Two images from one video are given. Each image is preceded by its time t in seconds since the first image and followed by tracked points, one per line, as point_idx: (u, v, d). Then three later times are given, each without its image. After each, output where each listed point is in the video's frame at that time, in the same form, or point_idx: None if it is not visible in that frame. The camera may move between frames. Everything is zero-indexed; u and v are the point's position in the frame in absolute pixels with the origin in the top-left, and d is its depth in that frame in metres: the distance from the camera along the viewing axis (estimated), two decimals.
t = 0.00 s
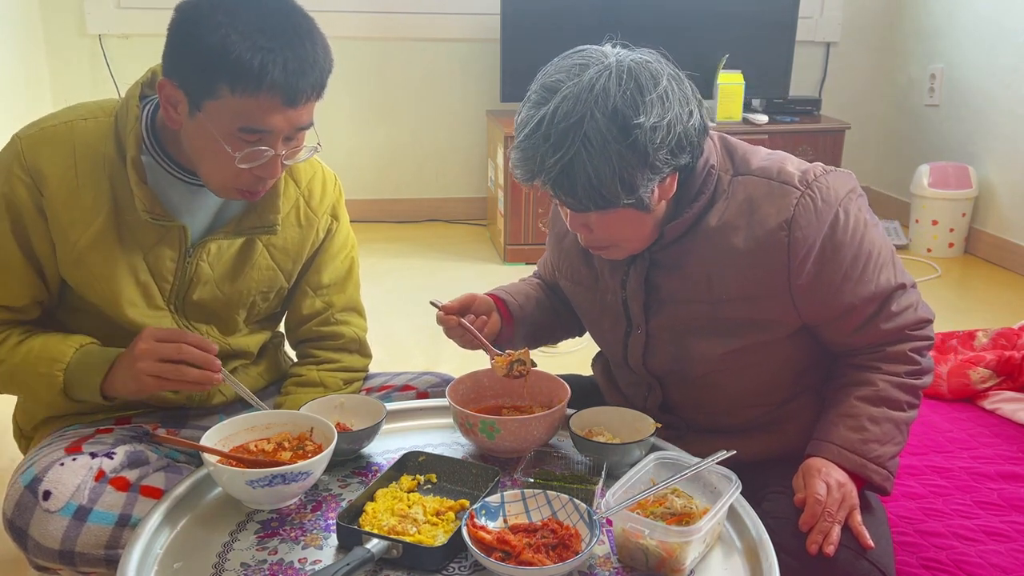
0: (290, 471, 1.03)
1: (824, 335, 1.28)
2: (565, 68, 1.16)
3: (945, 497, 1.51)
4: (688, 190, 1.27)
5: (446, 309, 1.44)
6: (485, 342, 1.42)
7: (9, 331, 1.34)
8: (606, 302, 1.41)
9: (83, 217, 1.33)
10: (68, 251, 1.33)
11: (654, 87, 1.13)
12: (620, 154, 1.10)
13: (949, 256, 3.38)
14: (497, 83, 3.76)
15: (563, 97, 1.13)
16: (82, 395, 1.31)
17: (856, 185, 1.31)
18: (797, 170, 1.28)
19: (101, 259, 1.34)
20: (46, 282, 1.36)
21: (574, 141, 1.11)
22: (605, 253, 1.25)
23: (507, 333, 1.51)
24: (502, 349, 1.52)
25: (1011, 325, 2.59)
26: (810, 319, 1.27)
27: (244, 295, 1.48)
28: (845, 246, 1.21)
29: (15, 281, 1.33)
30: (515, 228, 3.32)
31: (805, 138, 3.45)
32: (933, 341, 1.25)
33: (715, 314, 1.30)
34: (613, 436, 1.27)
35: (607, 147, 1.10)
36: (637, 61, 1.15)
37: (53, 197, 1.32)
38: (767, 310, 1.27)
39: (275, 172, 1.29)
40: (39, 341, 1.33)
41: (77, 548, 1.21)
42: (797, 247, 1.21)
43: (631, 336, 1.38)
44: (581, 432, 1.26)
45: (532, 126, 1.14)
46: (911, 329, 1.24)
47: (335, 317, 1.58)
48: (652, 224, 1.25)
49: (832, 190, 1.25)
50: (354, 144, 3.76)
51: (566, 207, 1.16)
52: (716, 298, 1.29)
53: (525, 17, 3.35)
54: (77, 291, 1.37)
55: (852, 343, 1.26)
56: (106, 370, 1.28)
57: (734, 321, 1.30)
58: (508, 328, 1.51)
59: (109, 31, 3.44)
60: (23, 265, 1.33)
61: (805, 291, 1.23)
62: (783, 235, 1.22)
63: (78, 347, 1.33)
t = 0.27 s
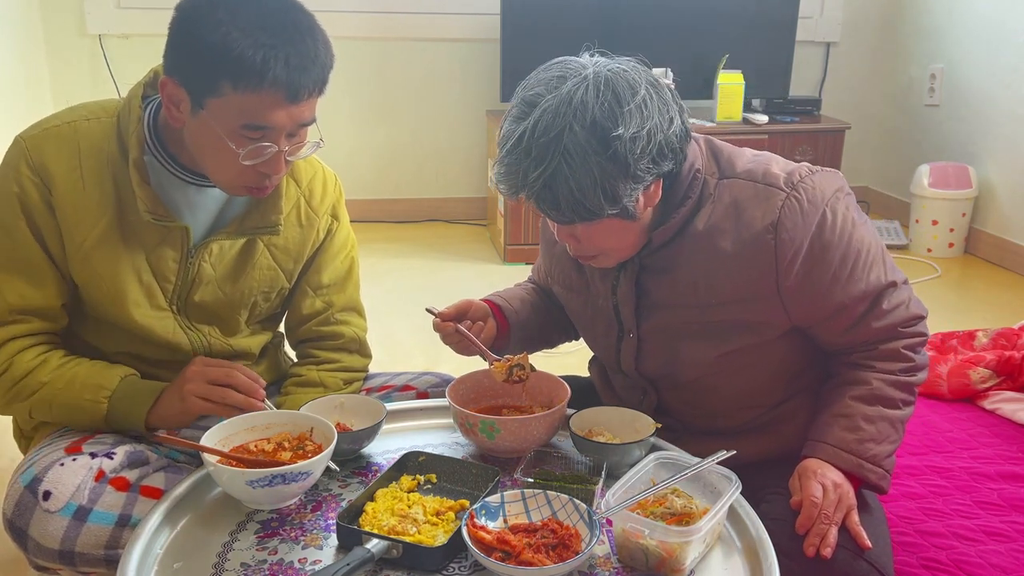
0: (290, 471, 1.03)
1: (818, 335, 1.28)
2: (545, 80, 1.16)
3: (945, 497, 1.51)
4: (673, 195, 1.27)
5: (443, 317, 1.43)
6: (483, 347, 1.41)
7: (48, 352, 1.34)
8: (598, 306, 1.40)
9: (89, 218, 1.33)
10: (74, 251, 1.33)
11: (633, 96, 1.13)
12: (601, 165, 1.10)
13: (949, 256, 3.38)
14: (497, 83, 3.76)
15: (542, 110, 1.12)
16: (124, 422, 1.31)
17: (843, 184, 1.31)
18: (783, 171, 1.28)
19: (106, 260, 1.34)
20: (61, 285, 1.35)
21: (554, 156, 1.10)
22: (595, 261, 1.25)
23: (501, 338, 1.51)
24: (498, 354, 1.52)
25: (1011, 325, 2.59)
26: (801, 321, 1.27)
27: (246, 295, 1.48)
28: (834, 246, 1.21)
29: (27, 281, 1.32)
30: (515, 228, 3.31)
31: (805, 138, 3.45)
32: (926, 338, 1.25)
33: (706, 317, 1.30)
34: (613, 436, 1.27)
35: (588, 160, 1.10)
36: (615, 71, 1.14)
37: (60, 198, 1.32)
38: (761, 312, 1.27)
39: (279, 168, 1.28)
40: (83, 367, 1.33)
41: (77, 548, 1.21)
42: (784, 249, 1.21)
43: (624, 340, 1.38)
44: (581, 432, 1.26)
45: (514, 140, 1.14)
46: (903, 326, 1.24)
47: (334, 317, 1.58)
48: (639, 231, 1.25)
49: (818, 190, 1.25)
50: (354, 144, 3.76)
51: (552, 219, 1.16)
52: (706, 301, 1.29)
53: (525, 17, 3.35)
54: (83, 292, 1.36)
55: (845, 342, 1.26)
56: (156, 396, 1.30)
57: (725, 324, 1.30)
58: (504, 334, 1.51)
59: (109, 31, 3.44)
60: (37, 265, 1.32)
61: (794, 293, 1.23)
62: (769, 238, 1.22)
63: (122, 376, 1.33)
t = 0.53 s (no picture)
0: (290, 471, 1.03)
1: (813, 336, 1.28)
2: (532, 88, 1.16)
3: (945, 497, 1.51)
4: (665, 199, 1.27)
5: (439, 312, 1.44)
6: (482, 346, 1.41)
7: (60, 358, 1.34)
8: (593, 309, 1.41)
9: (92, 218, 1.33)
10: (78, 252, 1.33)
11: (620, 103, 1.12)
12: (588, 173, 1.10)
13: (949, 256, 3.38)
14: (497, 83, 3.76)
15: (529, 119, 1.12)
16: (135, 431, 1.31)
17: (835, 184, 1.31)
18: (773, 173, 1.28)
19: (108, 261, 1.34)
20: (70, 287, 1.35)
21: (542, 163, 1.11)
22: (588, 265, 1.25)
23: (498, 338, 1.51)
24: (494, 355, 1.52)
25: (1011, 325, 2.59)
26: (795, 321, 1.27)
27: (247, 297, 1.48)
28: (825, 246, 1.21)
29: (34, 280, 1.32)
30: (515, 228, 3.31)
31: (805, 138, 3.45)
32: (921, 337, 1.25)
33: (700, 320, 1.30)
34: (613, 436, 1.27)
35: (575, 167, 1.10)
36: (602, 79, 1.14)
37: (63, 198, 1.32)
38: (757, 313, 1.27)
39: (282, 169, 1.28)
40: (95, 375, 1.33)
41: (77, 548, 1.21)
42: (775, 250, 1.21)
43: (619, 343, 1.38)
44: (581, 432, 1.26)
45: (503, 148, 1.14)
46: (898, 325, 1.24)
47: (334, 318, 1.58)
48: (630, 236, 1.25)
49: (809, 191, 1.25)
50: (354, 145, 3.77)
51: (543, 226, 1.17)
52: (697, 304, 1.29)
53: (524, 17, 3.35)
54: (87, 293, 1.36)
55: (840, 342, 1.26)
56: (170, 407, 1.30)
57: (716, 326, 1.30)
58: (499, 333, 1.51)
59: (109, 31, 3.44)
60: (44, 264, 1.32)
61: (786, 294, 1.23)
62: (760, 241, 1.22)
63: (134, 387, 1.34)
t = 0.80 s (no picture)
0: (290, 471, 1.03)
1: (811, 336, 1.28)
2: (530, 88, 1.16)
3: (946, 497, 1.51)
4: (662, 200, 1.28)
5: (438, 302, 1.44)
6: (481, 334, 1.42)
7: (65, 360, 1.34)
8: (592, 309, 1.41)
9: (93, 218, 1.33)
10: (79, 252, 1.33)
11: (618, 103, 1.13)
12: (586, 172, 1.10)
13: (949, 256, 3.38)
14: (496, 83, 3.76)
15: (527, 118, 1.12)
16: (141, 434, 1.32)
17: (832, 185, 1.32)
18: (770, 174, 1.28)
19: (108, 262, 1.34)
20: (72, 287, 1.35)
21: (540, 163, 1.11)
22: (585, 267, 1.25)
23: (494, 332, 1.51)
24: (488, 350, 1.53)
25: (1011, 325, 2.60)
26: (793, 321, 1.27)
27: (246, 297, 1.48)
28: (823, 246, 1.21)
29: (37, 279, 1.32)
30: (515, 228, 3.31)
31: (805, 138, 3.45)
32: (919, 337, 1.25)
33: (698, 321, 1.30)
34: (613, 436, 1.27)
35: (574, 167, 1.10)
36: (600, 79, 1.14)
37: (64, 198, 1.32)
38: (754, 313, 1.27)
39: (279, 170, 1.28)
40: (101, 377, 1.34)
41: (77, 548, 1.21)
42: (772, 250, 1.21)
43: (618, 343, 1.38)
44: (581, 432, 1.26)
45: (500, 148, 1.14)
46: (896, 324, 1.24)
47: (334, 318, 1.58)
48: (627, 237, 1.26)
49: (806, 191, 1.25)
50: (354, 145, 3.77)
51: (540, 226, 1.16)
52: (696, 304, 1.29)
53: (524, 17, 3.35)
54: (88, 293, 1.36)
55: (838, 342, 1.26)
56: (176, 413, 1.32)
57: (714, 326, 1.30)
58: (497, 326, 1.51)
59: (109, 31, 3.44)
60: (46, 262, 1.32)
61: (783, 294, 1.23)
62: (757, 241, 1.22)
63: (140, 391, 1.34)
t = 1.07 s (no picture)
0: (290, 471, 1.03)
1: (810, 336, 1.28)
2: (534, 85, 1.16)
3: (946, 497, 1.51)
4: (663, 200, 1.27)
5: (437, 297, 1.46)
6: (482, 327, 1.41)
7: (69, 361, 1.34)
8: (592, 309, 1.41)
9: (94, 217, 1.33)
10: (79, 251, 1.33)
11: (622, 101, 1.13)
12: (591, 168, 1.10)
13: (949, 256, 3.38)
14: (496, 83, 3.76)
15: (532, 115, 1.12)
16: (143, 437, 1.32)
17: (832, 185, 1.32)
18: (771, 174, 1.28)
19: (109, 261, 1.34)
20: (74, 286, 1.35)
21: (544, 159, 1.11)
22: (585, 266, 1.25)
23: (493, 329, 1.51)
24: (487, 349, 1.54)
25: (1011, 325, 2.59)
26: (793, 321, 1.27)
27: (246, 297, 1.48)
28: (823, 247, 1.21)
29: (39, 278, 1.32)
30: (515, 228, 3.31)
31: (805, 138, 3.45)
32: (920, 338, 1.25)
33: (699, 320, 1.30)
34: (613, 436, 1.27)
35: (578, 163, 1.10)
36: (605, 77, 1.15)
37: (65, 197, 1.32)
38: (753, 313, 1.26)
39: (270, 173, 1.28)
40: (105, 378, 1.34)
41: (77, 548, 1.21)
42: (773, 250, 1.21)
43: (618, 343, 1.38)
44: (581, 432, 1.26)
45: (504, 144, 1.14)
46: (897, 325, 1.24)
47: (334, 318, 1.58)
48: (629, 236, 1.25)
49: (807, 192, 1.25)
50: (354, 145, 3.77)
51: (542, 224, 1.16)
52: (697, 304, 1.29)
53: (524, 17, 3.35)
54: (88, 293, 1.36)
55: (837, 342, 1.26)
56: (178, 418, 1.31)
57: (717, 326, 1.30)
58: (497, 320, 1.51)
59: (109, 31, 3.44)
60: (47, 261, 1.32)
61: (784, 294, 1.23)
62: (758, 241, 1.22)
63: (143, 394, 1.34)
